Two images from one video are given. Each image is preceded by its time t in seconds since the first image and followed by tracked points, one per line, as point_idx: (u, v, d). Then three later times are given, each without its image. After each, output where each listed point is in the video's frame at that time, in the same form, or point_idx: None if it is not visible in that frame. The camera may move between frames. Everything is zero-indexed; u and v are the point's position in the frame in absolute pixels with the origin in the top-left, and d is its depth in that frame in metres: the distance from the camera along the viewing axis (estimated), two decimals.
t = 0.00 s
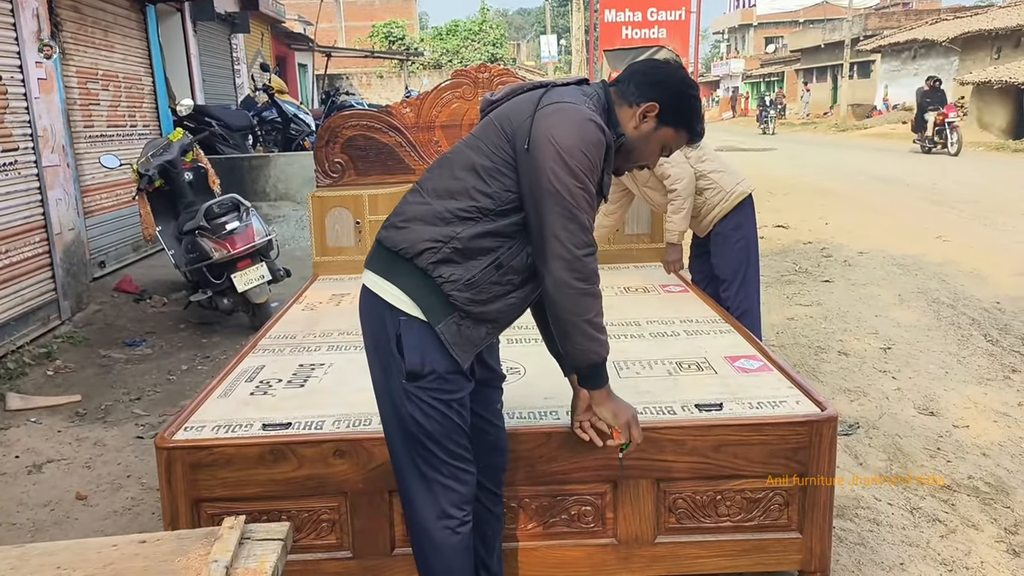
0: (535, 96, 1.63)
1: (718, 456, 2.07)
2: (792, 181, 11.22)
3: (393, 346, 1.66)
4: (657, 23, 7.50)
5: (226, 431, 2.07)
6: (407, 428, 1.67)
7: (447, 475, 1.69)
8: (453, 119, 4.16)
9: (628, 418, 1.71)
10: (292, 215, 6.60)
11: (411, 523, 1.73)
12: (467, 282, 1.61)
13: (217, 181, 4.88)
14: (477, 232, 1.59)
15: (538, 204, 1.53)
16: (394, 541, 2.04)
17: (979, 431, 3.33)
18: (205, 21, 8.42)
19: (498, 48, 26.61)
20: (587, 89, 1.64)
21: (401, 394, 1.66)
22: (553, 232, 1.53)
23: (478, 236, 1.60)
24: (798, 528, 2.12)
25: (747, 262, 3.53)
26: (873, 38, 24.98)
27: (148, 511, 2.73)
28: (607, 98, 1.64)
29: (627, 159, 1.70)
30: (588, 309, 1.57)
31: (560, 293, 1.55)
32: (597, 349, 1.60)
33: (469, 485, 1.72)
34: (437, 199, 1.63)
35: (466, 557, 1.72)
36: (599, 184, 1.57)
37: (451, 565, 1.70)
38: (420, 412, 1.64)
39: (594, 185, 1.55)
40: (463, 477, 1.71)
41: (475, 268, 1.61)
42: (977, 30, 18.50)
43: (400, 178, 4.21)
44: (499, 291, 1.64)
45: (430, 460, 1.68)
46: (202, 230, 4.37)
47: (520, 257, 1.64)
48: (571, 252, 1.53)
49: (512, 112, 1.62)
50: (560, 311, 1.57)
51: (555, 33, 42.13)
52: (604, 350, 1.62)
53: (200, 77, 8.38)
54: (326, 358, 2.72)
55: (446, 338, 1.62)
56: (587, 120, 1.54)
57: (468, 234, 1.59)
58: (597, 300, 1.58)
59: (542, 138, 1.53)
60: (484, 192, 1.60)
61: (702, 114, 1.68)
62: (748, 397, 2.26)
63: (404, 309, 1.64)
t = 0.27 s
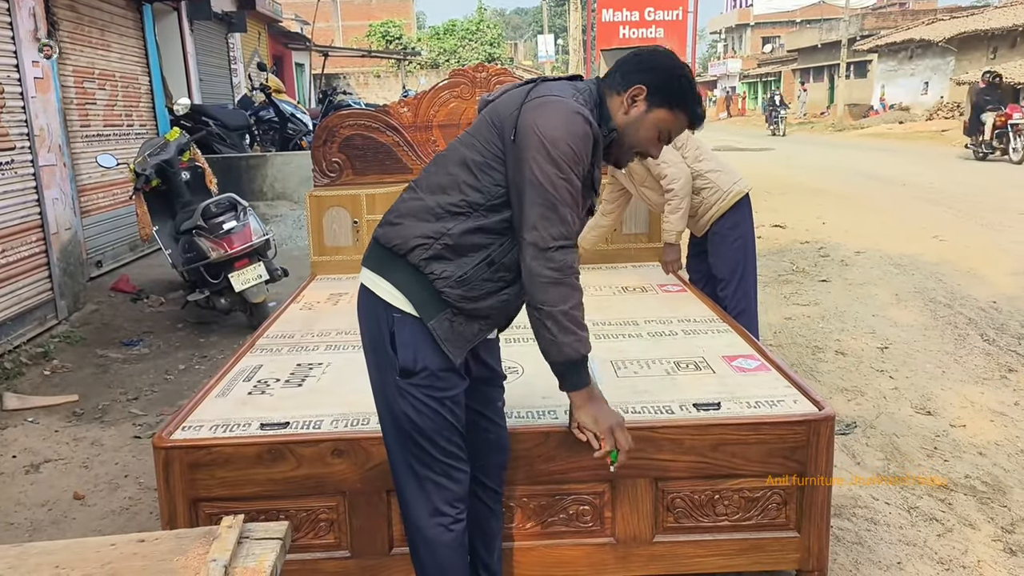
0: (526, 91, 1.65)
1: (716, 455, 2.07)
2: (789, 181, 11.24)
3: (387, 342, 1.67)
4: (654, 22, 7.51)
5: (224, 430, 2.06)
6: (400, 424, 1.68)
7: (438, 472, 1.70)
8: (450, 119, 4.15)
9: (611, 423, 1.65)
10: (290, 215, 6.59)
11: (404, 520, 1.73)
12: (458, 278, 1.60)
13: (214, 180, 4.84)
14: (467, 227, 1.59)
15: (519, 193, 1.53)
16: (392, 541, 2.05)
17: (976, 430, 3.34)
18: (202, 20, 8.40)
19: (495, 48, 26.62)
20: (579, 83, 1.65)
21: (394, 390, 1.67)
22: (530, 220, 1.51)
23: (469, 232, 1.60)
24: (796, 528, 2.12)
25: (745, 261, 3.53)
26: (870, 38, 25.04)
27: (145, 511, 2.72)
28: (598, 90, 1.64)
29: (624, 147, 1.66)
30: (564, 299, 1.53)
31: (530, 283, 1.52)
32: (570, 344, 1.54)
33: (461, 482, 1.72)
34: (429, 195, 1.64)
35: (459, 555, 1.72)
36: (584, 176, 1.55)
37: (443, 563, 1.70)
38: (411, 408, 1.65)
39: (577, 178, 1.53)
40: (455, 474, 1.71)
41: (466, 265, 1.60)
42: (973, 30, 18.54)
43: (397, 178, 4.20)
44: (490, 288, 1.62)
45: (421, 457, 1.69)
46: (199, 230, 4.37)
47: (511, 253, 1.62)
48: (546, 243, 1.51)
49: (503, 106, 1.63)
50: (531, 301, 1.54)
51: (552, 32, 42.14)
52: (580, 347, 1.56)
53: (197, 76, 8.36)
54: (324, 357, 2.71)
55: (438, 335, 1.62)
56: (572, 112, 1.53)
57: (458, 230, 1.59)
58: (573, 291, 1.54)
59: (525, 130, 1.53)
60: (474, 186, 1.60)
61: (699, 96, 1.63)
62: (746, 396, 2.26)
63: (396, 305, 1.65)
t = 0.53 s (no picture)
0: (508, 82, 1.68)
1: (713, 455, 2.07)
2: (787, 181, 11.26)
3: (385, 341, 1.67)
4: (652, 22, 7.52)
5: (222, 430, 2.06)
6: (397, 423, 1.69)
7: (436, 473, 1.70)
8: (448, 119, 4.15)
9: (553, 390, 1.48)
10: (287, 215, 6.59)
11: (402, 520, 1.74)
12: (446, 270, 1.58)
13: (211, 180, 4.87)
14: (451, 216, 1.56)
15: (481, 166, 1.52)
16: (390, 541, 2.05)
17: (972, 430, 3.35)
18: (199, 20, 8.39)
19: (492, 48, 26.63)
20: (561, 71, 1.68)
21: (393, 389, 1.68)
22: (484, 187, 1.49)
23: (453, 221, 1.56)
24: (794, 527, 2.12)
25: (742, 261, 3.54)
26: (867, 38, 25.08)
27: (142, 512, 2.72)
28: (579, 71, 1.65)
29: (605, 109, 1.61)
30: (504, 263, 1.45)
31: (472, 248, 1.47)
32: (503, 307, 1.44)
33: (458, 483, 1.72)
34: (415, 187, 1.63)
35: (457, 555, 1.72)
36: (548, 148, 1.51)
37: (440, 563, 1.71)
38: (410, 408, 1.66)
39: (540, 149, 1.50)
40: (453, 474, 1.71)
41: (453, 257, 1.57)
42: (970, 31, 18.59)
43: (395, 178, 4.20)
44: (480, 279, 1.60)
45: (419, 457, 1.69)
46: (196, 230, 4.35)
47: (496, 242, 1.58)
48: (494, 207, 1.47)
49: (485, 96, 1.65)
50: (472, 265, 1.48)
51: (549, 32, 42.15)
52: (516, 311, 1.45)
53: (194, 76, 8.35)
54: (321, 357, 2.71)
55: (431, 329, 1.61)
56: (541, 89, 1.55)
57: (441, 219, 1.57)
58: (515, 257, 1.46)
59: (492, 107, 1.55)
60: (455, 173, 1.59)
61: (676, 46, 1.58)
62: (744, 396, 2.26)
63: (388, 300, 1.65)
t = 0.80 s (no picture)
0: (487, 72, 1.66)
1: (710, 454, 2.08)
2: (783, 181, 11.28)
3: (375, 339, 1.68)
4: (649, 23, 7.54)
5: (218, 431, 2.06)
6: (388, 422, 1.69)
7: (429, 471, 1.70)
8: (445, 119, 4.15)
9: (538, 368, 1.51)
10: (284, 215, 6.58)
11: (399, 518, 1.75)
12: (426, 266, 1.57)
13: (208, 180, 4.87)
14: (427, 211, 1.55)
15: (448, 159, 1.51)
16: (387, 542, 2.04)
17: (968, 430, 3.36)
18: (195, 20, 8.39)
19: (489, 48, 26.65)
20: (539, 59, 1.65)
21: (384, 388, 1.68)
22: (448, 182, 1.48)
23: (429, 217, 1.56)
24: (790, 527, 2.13)
25: (738, 261, 3.54)
26: (863, 38, 25.12)
27: (138, 512, 2.71)
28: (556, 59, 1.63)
29: (583, 89, 1.57)
30: (472, 259, 1.46)
31: (440, 245, 1.48)
32: (478, 302, 1.47)
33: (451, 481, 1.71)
34: (396, 184, 1.64)
35: (452, 554, 1.72)
36: (510, 136, 1.48)
37: (435, 562, 1.71)
38: (400, 407, 1.65)
39: (501, 138, 1.47)
40: (446, 474, 1.70)
41: (432, 252, 1.57)
42: (965, 31, 18.64)
43: (391, 178, 4.20)
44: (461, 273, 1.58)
45: (411, 456, 1.69)
46: (193, 230, 4.34)
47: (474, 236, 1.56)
48: (454, 201, 1.46)
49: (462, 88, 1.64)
50: (443, 261, 1.50)
51: (547, 33, 42.19)
52: (493, 304, 1.48)
53: (191, 75, 8.34)
54: (318, 357, 2.71)
55: (416, 325, 1.61)
56: (505, 76, 1.52)
57: (417, 215, 1.56)
58: (480, 251, 1.47)
59: (457, 98, 1.54)
60: (430, 168, 1.58)
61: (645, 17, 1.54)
62: (741, 396, 2.26)
63: (374, 299, 1.66)
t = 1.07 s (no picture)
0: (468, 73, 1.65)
1: (706, 454, 2.08)
2: (780, 181, 11.29)
3: (363, 340, 1.68)
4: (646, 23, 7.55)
5: (215, 431, 2.06)
6: (379, 422, 1.69)
7: (422, 470, 1.69)
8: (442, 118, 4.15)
9: (521, 366, 1.51)
10: (281, 215, 6.56)
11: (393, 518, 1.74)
12: (409, 266, 1.57)
13: (204, 179, 4.86)
14: (407, 213, 1.56)
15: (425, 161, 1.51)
16: (384, 542, 2.04)
17: (964, 429, 3.36)
18: (192, 19, 8.37)
19: (486, 48, 26.65)
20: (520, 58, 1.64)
21: (373, 388, 1.69)
22: (425, 184, 1.48)
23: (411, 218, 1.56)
24: (786, 526, 2.13)
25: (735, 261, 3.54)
26: (860, 38, 25.15)
27: (134, 513, 2.71)
28: (538, 57, 1.62)
29: (565, 84, 1.55)
30: (450, 261, 1.46)
31: (419, 248, 1.48)
32: (459, 303, 1.47)
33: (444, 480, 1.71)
34: (379, 186, 1.64)
35: (447, 554, 1.72)
36: (485, 136, 1.47)
37: (429, 561, 1.70)
38: (390, 407, 1.66)
39: (476, 138, 1.46)
40: (438, 473, 1.70)
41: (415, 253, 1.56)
42: (961, 31, 18.68)
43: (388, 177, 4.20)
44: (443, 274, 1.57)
45: (403, 455, 1.69)
46: (189, 229, 4.34)
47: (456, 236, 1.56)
48: (431, 203, 1.46)
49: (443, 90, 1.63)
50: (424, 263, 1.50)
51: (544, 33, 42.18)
52: (474, 304, 1.47)
53: (187, 75, 8.33)
54: (315, 357, 2.71)
55: (401, 326, 1.60)
56: (480, 75, 1.51)
57: (399, 216, 1.56)
58: (459, 253, 1.47)
59: (434, 99, 1.54)
60: (412, 170, 1.58)
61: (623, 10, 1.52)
62: (737, 396, 2.27)
63: (360, 302, 1.66)
